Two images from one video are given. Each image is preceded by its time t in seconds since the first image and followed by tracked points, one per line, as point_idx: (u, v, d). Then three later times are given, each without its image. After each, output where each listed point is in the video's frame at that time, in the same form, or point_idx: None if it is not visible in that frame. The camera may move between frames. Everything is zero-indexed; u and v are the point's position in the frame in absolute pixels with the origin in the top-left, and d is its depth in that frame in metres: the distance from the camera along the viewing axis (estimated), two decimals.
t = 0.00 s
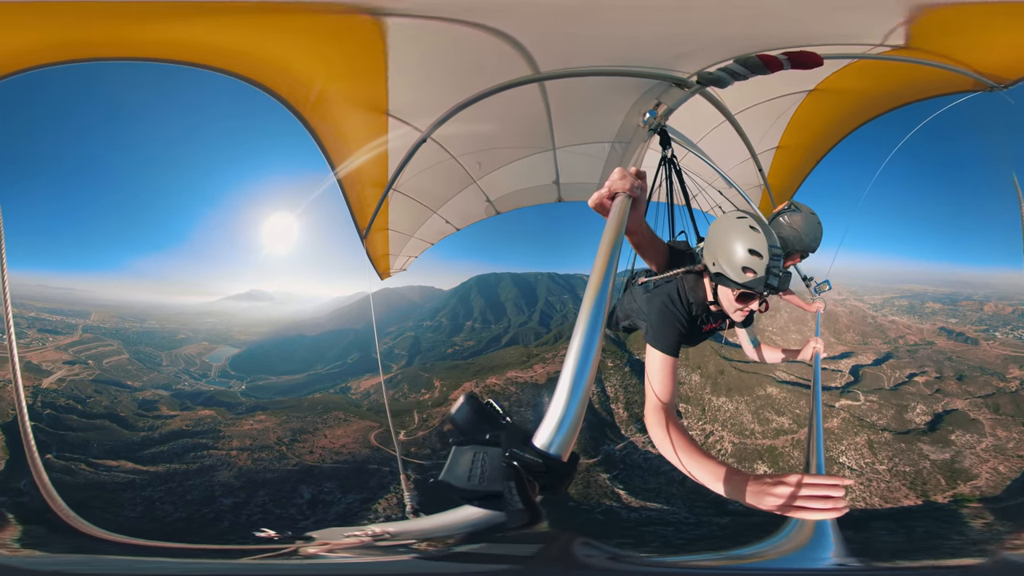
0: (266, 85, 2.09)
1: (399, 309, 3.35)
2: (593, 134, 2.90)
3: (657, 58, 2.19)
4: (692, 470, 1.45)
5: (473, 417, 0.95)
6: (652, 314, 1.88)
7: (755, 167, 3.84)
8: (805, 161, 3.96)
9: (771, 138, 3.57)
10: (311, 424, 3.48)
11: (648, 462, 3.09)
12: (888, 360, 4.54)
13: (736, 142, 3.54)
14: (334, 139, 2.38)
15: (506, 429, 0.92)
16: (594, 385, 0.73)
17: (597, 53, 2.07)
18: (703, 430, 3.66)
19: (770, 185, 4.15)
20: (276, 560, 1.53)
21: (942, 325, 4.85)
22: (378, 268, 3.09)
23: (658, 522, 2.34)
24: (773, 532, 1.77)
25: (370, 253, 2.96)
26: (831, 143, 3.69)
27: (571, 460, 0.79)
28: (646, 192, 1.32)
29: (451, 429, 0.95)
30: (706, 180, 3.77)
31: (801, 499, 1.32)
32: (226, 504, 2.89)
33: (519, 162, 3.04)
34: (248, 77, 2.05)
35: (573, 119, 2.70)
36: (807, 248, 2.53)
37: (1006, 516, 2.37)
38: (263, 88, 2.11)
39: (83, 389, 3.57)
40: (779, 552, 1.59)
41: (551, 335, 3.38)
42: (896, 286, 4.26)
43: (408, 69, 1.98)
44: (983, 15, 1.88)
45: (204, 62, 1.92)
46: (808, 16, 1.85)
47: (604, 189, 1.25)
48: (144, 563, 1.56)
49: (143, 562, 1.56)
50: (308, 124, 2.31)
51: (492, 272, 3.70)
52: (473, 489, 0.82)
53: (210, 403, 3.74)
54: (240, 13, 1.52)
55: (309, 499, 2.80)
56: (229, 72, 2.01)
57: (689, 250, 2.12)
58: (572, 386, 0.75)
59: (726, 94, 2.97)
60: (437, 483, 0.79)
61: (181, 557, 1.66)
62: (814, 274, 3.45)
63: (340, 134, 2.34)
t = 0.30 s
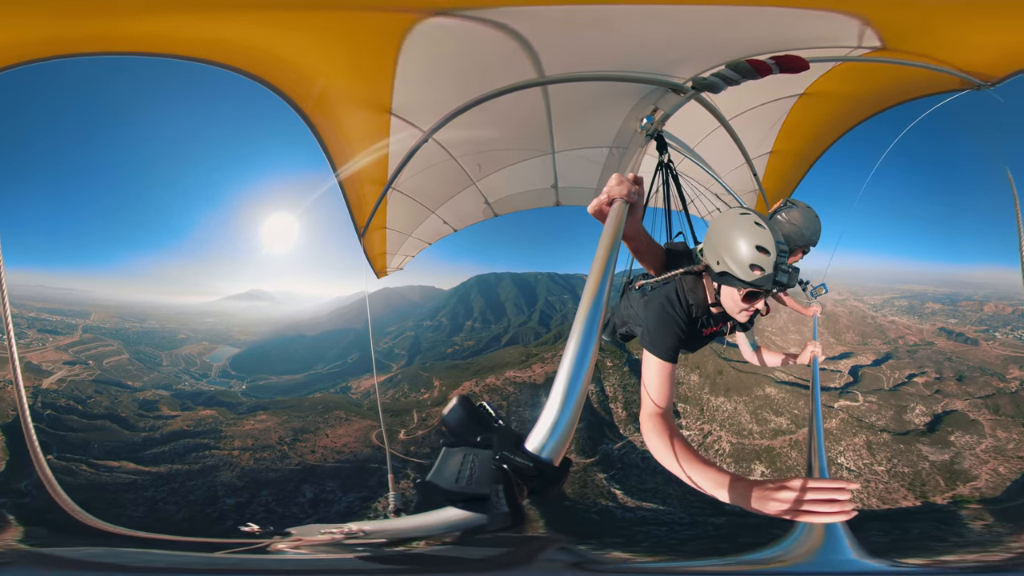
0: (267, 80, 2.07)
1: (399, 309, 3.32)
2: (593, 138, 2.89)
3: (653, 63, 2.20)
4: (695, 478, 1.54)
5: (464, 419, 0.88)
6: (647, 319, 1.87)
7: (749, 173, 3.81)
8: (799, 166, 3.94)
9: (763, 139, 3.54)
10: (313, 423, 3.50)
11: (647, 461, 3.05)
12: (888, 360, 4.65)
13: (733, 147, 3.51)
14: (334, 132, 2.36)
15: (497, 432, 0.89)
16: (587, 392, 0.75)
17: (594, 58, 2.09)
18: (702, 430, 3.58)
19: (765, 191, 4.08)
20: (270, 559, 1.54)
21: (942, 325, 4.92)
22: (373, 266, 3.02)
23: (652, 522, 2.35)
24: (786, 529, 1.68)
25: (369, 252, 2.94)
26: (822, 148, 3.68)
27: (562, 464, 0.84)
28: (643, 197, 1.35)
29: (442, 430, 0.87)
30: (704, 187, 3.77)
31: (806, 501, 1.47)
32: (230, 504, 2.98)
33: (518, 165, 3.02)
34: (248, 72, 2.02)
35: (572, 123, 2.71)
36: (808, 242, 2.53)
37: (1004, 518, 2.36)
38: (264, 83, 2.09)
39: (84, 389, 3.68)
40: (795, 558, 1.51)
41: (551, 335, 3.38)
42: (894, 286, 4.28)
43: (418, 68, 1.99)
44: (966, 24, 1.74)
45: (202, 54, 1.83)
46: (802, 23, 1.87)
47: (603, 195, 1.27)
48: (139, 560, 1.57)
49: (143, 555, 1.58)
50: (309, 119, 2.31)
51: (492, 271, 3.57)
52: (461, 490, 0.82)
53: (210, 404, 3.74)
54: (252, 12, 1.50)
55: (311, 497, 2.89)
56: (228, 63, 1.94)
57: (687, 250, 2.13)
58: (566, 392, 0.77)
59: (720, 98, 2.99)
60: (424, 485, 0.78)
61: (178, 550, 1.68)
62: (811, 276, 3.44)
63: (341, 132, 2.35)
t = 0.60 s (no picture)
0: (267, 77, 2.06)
1: (399, 309, 3.34)
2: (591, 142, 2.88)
3: (652, 66, 2.22)
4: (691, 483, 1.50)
5: (457, 419, 0.92)
6: (638, 319, 1.89)
7: (745, 177, 3.81)
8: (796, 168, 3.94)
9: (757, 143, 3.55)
10: (314, 423, 3.44)
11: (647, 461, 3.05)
12: (887, 360, 4.69)
13: (730, 151, 3.51)
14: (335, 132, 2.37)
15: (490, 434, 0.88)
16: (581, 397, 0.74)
17: (593, 61, 2.10)
18: (700, 430, 3.53)
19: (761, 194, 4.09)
20: (268, 559, 1.54)
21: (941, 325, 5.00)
22: (372, 265, 3.10)
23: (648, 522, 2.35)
24: (795, 531, 1.61)
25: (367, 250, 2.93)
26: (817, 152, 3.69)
27: (555, 466, 0.81)
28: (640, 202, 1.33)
29: (436, 429, 0.90)
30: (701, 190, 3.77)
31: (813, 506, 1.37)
32: (233, 504, 2.88)
33: (517, 166, 3.01)
34: (249, 69, 2.01)
35: (571, 125, 2.69)
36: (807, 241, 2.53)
37: (1003, 519, 2.35)
38: (265, 80, 2.08)
39: (84, 388, 3.69)
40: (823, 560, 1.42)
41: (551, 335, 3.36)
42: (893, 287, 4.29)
43: (422, 69, 1.99)
44: (949, 23, 1.73)
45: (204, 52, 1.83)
46: (798, 28, 1.89)
47: (600, 202, 1.26)
48: (138, 560, 1.57)
49: (143, 554, 1.60)
50: (310, 117, 2.30)
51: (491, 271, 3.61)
52: (450, 490, 0.84)
53: (211, 404, 3.79)
54: (259, 10, 1.51)
55: (313, 497, 2.83)
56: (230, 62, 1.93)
57: (681, 251, 2.12)
58: (560, 397, 0.76)
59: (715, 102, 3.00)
60: (416, 485, 0.79)
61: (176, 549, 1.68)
62: (808, 279, 3.43)
63: (341, 130, 2.35)
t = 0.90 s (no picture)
0: (269, 74, 2.06)
1: (399, 308, 3.26)
2: (591, 145, 2.88)
3: (651, 69, 2.23)
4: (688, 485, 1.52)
5: (454, 419, 0.86)
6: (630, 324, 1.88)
7: (743, 179, 3.82)
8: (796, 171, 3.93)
9: (754, 146, 3.55)
10: (316, 423, 3.49)
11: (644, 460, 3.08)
12: (885, 361, 4.64)
13: (728, 153, 3.52)
14: (338, 132, 2.38)
15: (487, 436, 0.85)
16: (579, 397, 0.75)
17: (592, 63, 2.11)
18: (698, 430, 3.54)
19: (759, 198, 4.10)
20: (268, 562, 1.54)
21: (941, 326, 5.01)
22: (372, 264, 3.09)
23: (643, 522, 2.51)
24: (801, 535, 1.60)
25: (366, 249, 2.93)
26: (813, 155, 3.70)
27: (553, 468, 0.82)
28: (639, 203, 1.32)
29: (431, 429, 0.85)
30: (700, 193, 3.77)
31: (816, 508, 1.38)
32: (237, 503, 3.01)
33: (518, 167, 3.01)
34: (250, 66, 2.00)
35: (571, 127, 2.68)
36: (801, 249, 2.54)
37: (1004, 520, 2.35)
38: (266, 76, 2.07)
39: (85, 390, 3.79)
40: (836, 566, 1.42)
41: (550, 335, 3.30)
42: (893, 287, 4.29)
43: (422, 70, 1.99)
44: (940, 23, 1.72)
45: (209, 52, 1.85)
46: (796, 30, 1.90)
47: (597, 203, 1.26)
48: (138, 560, 1.58)
49: (153, 554, 1.64)
50: (311, 113, 2.30)
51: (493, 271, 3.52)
52: (444, 491, 0.86)
53: (213, 404, 3.84)
54: (259, 9, 1.51)
55: (315, 495, 2.94)
56: (234, 62, 1.95)
57: (675, 256, 2.11)
58: (559, 396, 0.77)
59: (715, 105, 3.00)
60: (409, 485, 0.79)
61: (177, 551, 1.69)
62: (807, 281, 3.43)
63: (342, 127, 2.35)
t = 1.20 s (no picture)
0: (269, 72, 2.06)
1: (398, 307, 3.23)
2: (591, 147, 2.88)
3: (651, 71, 2.23)
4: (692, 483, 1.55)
5: (452, 420, 0.86)
6: (641, 328, 1.87)
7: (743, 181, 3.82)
8: (796, 172, 3.93)
9: (754, 147, 3.55)
10: (317, 422, 3.51)
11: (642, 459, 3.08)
12: (886, 361, 4.70)
13: (728, 155, 3.52)
14: (339, 133, 2.39)
15: (487, 437, 0.86)
16: (580, 398, 0.75)
17: (591, 65, 2.11)
18: (696, 430, 3.49)
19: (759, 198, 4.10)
20: (265, 563, 1.54)
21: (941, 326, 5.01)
22: (372, 265, 3.05)
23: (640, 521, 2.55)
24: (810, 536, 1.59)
25: (366, 249, 2.93)
26: (810, 156, 3.71)
27: (552, 470, 0.83)
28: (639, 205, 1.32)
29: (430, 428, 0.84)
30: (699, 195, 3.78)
31: (819, 508, 1.39)
32: (239, 503, 3.14)
33: (518, 169, 3.01)
34: (251, 65, 2.00)
35: (572, 128, 2.68)
36: (796, 257, 2.52)
37: (1003, 521, 2.35)
38: (267, 75, 2.07)
39: (86, 390, 3.80)
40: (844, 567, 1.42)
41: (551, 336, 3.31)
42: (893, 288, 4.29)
43: (424, 70, 1.99)
44: (935, 23, 1.73)
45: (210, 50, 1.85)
46: (794, 31, 1.91)
47: (598, 206, 1.26)
48: (139, 559, 1.59)
49: (154, 552, 1.65)
50: (312, 112, 2.30)
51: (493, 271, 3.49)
52: (440, 492, 0.82)
53: (213, 404, 3.81)
54: (257, 8, 1.52)
55: (317, 494, 3.06)
56: (236, 62, 1.96)
57: (682, 264, 2.14)
58: (558, 398, 0.77)
59: (714, 106, 3.01)
60: (406, 487, 0.76)
61: (176, 550, 1.69)
62: (807, 282, 3.43)
63: (343, 127, 2.35)
